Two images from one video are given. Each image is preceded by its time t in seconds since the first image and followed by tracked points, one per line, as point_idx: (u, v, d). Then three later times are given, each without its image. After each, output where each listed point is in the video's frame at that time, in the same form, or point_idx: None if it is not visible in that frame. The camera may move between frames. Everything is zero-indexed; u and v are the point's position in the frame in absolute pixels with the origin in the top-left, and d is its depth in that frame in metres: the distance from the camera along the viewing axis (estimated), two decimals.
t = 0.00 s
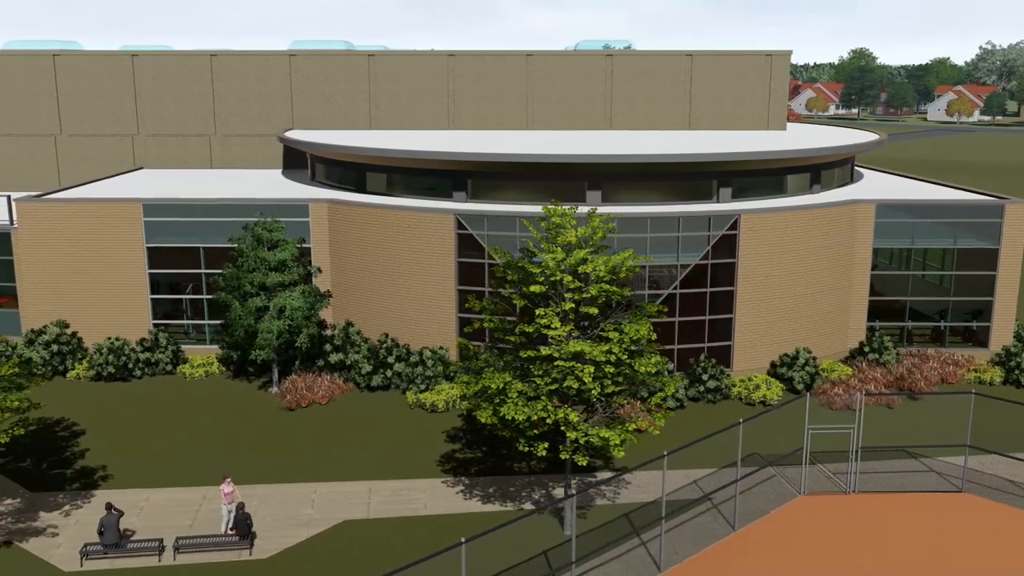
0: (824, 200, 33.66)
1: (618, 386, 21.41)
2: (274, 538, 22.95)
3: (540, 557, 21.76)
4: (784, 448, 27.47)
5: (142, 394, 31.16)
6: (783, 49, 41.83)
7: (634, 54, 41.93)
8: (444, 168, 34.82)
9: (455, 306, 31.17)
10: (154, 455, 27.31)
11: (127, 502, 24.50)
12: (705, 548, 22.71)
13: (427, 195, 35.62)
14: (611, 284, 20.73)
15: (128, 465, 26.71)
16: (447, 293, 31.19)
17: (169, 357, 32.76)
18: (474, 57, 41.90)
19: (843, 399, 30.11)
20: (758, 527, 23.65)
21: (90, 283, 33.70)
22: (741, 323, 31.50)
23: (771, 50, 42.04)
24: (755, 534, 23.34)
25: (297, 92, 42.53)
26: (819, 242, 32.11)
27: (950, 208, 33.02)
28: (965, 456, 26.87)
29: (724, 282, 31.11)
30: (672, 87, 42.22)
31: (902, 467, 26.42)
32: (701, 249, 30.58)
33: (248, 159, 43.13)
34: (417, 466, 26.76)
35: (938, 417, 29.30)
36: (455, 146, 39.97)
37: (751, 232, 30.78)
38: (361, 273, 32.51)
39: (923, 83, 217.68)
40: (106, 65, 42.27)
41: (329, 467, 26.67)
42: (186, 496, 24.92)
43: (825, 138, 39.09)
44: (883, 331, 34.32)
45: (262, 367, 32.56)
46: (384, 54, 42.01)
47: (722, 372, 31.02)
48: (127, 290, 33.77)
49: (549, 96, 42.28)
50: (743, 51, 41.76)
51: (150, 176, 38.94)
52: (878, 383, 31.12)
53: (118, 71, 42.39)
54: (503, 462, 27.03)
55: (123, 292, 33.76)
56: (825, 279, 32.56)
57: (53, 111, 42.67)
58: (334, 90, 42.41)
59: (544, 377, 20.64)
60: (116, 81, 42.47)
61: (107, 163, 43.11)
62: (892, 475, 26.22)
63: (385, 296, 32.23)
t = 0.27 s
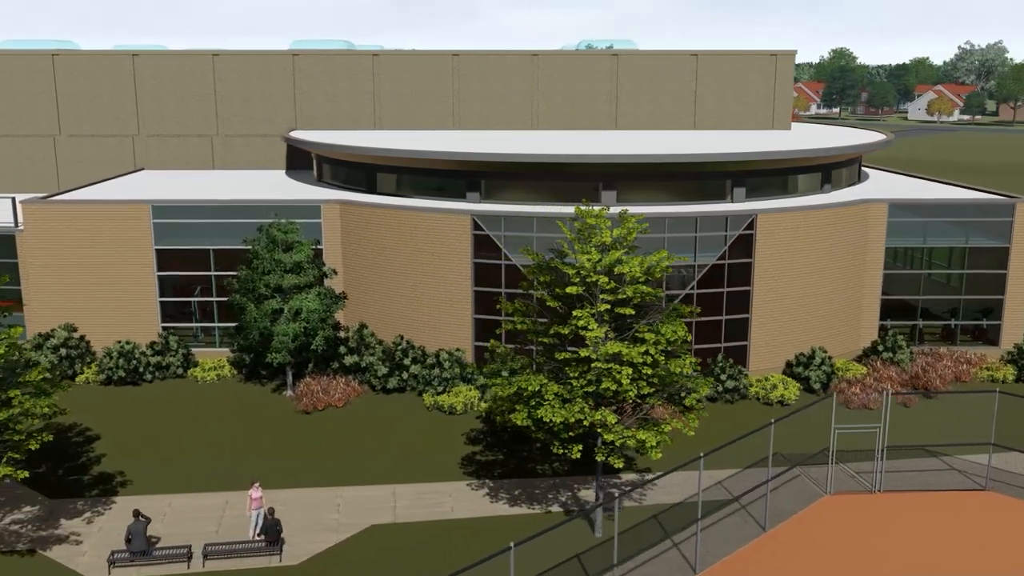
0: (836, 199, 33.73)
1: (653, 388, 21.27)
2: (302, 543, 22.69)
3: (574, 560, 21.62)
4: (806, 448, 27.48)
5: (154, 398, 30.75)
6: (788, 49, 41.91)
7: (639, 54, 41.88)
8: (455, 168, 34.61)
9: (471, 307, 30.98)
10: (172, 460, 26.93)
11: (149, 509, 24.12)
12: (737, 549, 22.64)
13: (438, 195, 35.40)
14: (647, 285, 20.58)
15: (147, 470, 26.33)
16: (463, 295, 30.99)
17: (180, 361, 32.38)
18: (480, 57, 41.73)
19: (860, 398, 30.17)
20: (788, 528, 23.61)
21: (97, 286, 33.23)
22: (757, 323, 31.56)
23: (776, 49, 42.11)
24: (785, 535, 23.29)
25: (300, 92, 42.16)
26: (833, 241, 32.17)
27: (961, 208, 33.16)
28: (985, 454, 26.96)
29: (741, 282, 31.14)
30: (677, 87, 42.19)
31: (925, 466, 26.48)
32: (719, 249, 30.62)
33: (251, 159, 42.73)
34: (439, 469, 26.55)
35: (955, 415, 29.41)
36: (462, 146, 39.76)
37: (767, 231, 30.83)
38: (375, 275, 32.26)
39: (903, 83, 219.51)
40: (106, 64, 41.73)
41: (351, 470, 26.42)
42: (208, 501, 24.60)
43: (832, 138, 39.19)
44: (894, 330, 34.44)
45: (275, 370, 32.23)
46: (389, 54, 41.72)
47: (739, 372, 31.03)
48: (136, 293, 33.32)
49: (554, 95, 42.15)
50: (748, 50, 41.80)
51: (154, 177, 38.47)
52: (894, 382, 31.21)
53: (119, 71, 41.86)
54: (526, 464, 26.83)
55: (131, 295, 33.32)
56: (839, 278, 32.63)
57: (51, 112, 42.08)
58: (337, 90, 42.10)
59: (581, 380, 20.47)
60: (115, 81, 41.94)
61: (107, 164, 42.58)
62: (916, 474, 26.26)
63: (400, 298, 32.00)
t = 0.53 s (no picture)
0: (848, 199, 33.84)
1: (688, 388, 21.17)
2: (331, 548, 22.46)
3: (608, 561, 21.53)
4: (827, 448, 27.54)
5: (168, 403, 30.39)
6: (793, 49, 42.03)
7: (645, 54, 41.88)
8: (468, 169, 34.45)
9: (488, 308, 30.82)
10: (192, 465, 26.62)
11: (172, 515, 23.80)
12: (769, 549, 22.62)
13: (449, 196, 35.24)
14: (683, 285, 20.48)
15: (167, 475, 25.99)
16: (480, 296, 30.82)
17: (191, 364, 32.05)
18: (486, 57, 41.60)
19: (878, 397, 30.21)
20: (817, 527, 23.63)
21: (106, 289, 32.80)
22: (773, 322, 31.69)
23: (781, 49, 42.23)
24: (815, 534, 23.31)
25: (305, 93, 41.86)
26: (847, 241, 32.28)
27: (972, 207, 33.35)
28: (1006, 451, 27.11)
29: (757, 282, 31.24)
30: (683, 87, 42.22)
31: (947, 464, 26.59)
32: (737, 249, 30.76)
33: (255, 160, 42.36)
34: (462, 471, 26.38)
35: (973, 413, 29.56)
36: (470, 146, 39.60)
37: (783, 231, 30.94)
38: (389, 276, 32.05)
39: (884, 83, 221.20)
40: (107, 64, 41.24)
41: (373, 473, 26.19)
42: (232, 506, 24.32)
43: (839, 137, 39.34)
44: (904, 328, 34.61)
45: (290, 373, 31.94)
46: (395, 53, 41.50)
47: (756, 372, 31.08)
48: (145, 296, 32.91)
49: (561, 96, 42.09)
50: (754, 50, 41.90)
51: (159, 179, 38.07)
52: (909, 381, 31.30)
53: (120, 72, 41.38)
54: (548, 466, 26.67)
55: (141, 297, 32.92)
56: (852, 277, 32.73)
57: (51, 112, 41.54)
58: (342, 90, 41.83)
59: (618, 382, 20.36)
60: (116, 81, 41.46)
61: (108, 165, 42.08)
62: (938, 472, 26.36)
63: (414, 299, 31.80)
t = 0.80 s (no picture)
0: (860, 198, 33.96)
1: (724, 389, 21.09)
2: (362, 552, 22.27)
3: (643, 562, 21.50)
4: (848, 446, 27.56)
5: (182, 407, 30.07)
6: (797, 48, 42.17)
7: (650, 53, 41.91)
8: (479, 169, 34.32)
9: (504, 309, 30.69)
10: (212, 469, 26.34)
11: (198, 521, 23.50)
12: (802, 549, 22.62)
13: (461, 197, 35.09)
14: (718, 285, 20.41)
15: (189, 480, 25.68)
16: (496, 296, 30.67)
17: (204, 367, 31.68)
18: (493, 56, 41.52)
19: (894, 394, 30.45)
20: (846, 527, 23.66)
21: (115, 291, 32.39)
22: (788, 322, 31.82)
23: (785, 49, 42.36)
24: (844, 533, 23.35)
25: (309, 93, 41.59)
26: (859, 240, 32.39)
27: (983, 205, 33.58)
28: None
29: (772, 282, 31.37)
30: (688, 87, 42.27)
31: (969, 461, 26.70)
32: (754, 247, 30.97)
33: (258, 161, 42.04)
34: (486, 473, 26.25)
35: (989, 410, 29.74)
36: (479, 145, 39.47)
37: (798, 231, 31.05)
38: (403, 277, 31.85)
39: (864, 82, 222.93)
40: (108, 64, 40.76)
41: (397, 475, 25.98)
42: (258, 510, 24.07)
43: (845, 137, 39.48)
44: (915, 327, 34.78)
45: (303, 375, 31.70)
46: (400, 53, 41.32)
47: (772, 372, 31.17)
48: (156, 299, 32.55)
49: (567, 95, 42.07)
50: (759, 50, 42.00)
51: (165, 181, 37.70)
52: (924, 379, 31.46)
53: (122, 72, 40.91)
54: (571, 467, 26.56)
55: (150, 300, 32.54)
56: (864, 276, 32.83)
57: (51, 113, 41.02)
58: (347, 90, 41.61)
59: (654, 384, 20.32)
60: (118, 81, 40.97)
61: (109, 166, 41.61)
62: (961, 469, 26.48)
63: (429, 300, 31.58)
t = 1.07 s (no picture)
0: (871, 197, 34.09)
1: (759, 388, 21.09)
2: (394, 555, 22.08)
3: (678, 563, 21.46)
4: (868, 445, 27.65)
5: (197, 410, 29.76)
6: (801, 48, 42.32)
7: (655, 53, 41.95)
8: (491, 169, 34.19)
9: (520, 310, 30.56)
10: (233, 473, 26.05)
11: (223, 526, 23.21)
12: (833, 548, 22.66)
13: (472, 197, 34.91)
14: (754, 284, 20.39)
15: (211, 485, 25.38)
16: (512, 297, 30.54)
17: (218, 370, 31.36)
18: (498, 57, 41.53)
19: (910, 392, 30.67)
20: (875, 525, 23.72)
21: (125, 294, 32.02)
22: (803, 322, 31.90)
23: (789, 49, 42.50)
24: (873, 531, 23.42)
25: (313, 93, 41.35)
26: (871, 239, 32.53)
27: (993, 204, 33.81)
28: None
29: (787, 281, 31.44)
30: (693, 86, 42.33)
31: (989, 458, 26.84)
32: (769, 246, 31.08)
33: (262, 161, 41.71)
34: (510, 475, 26.11)
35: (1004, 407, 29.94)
36: (486, 146, 39.41)
37: (813, 230, 31.14)
38: (418, 278, 31.67)
39: (845, 82, 224.50)
40: (110, 63, 40.30)
41: (421, 478, 25.80)
42: (283, 515, 23.82)
43: (852, 136, 39.65)
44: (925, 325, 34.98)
45: (318, 378, 31.45)
46: (405, 53, 41.21)
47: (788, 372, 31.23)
48: (166, 301, 32.18)
49: (573, 95, 42.12)
50: (763, 49, 42.13)
51: (171, 182, 37.37)
52: (938, 376, 31.64)
53: (124, 71, 40.45)
54: (595, 468, 26.47)
55: (161, 302, 32.18)
56: (876, 275, 32.97)
57: (52, 113, 40.50)
58: (351, 90, 41.44)
59: (692, 384, 20.28)
60: (119, 81, 40.52)
61: (111, 167, 41.16)
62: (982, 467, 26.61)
63: (444, 302, 31.40)
